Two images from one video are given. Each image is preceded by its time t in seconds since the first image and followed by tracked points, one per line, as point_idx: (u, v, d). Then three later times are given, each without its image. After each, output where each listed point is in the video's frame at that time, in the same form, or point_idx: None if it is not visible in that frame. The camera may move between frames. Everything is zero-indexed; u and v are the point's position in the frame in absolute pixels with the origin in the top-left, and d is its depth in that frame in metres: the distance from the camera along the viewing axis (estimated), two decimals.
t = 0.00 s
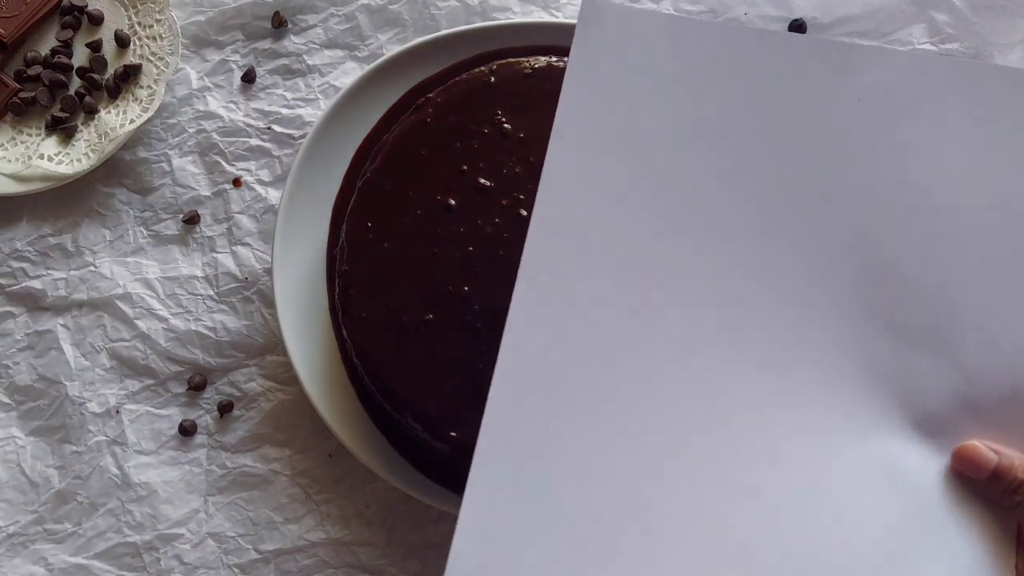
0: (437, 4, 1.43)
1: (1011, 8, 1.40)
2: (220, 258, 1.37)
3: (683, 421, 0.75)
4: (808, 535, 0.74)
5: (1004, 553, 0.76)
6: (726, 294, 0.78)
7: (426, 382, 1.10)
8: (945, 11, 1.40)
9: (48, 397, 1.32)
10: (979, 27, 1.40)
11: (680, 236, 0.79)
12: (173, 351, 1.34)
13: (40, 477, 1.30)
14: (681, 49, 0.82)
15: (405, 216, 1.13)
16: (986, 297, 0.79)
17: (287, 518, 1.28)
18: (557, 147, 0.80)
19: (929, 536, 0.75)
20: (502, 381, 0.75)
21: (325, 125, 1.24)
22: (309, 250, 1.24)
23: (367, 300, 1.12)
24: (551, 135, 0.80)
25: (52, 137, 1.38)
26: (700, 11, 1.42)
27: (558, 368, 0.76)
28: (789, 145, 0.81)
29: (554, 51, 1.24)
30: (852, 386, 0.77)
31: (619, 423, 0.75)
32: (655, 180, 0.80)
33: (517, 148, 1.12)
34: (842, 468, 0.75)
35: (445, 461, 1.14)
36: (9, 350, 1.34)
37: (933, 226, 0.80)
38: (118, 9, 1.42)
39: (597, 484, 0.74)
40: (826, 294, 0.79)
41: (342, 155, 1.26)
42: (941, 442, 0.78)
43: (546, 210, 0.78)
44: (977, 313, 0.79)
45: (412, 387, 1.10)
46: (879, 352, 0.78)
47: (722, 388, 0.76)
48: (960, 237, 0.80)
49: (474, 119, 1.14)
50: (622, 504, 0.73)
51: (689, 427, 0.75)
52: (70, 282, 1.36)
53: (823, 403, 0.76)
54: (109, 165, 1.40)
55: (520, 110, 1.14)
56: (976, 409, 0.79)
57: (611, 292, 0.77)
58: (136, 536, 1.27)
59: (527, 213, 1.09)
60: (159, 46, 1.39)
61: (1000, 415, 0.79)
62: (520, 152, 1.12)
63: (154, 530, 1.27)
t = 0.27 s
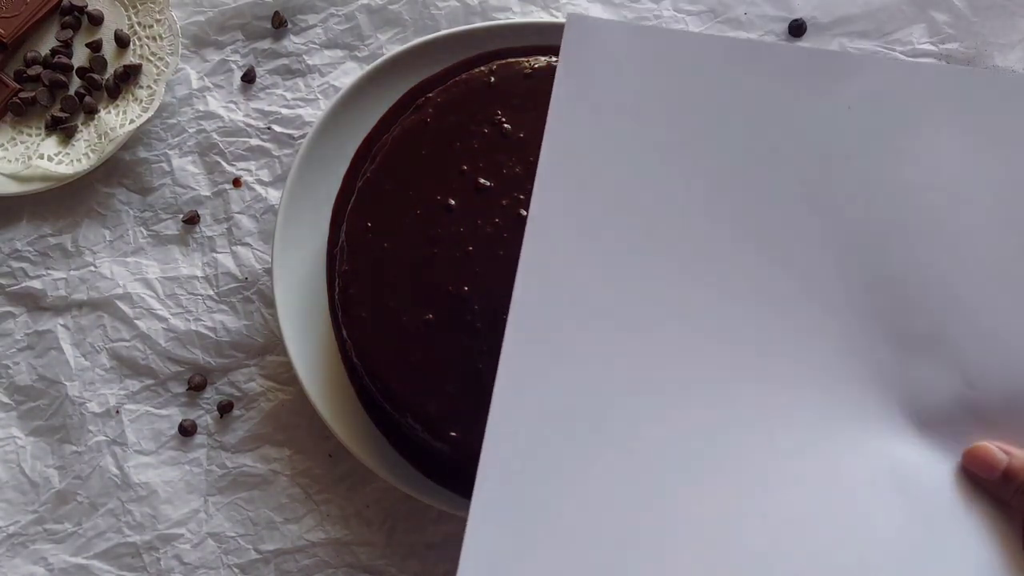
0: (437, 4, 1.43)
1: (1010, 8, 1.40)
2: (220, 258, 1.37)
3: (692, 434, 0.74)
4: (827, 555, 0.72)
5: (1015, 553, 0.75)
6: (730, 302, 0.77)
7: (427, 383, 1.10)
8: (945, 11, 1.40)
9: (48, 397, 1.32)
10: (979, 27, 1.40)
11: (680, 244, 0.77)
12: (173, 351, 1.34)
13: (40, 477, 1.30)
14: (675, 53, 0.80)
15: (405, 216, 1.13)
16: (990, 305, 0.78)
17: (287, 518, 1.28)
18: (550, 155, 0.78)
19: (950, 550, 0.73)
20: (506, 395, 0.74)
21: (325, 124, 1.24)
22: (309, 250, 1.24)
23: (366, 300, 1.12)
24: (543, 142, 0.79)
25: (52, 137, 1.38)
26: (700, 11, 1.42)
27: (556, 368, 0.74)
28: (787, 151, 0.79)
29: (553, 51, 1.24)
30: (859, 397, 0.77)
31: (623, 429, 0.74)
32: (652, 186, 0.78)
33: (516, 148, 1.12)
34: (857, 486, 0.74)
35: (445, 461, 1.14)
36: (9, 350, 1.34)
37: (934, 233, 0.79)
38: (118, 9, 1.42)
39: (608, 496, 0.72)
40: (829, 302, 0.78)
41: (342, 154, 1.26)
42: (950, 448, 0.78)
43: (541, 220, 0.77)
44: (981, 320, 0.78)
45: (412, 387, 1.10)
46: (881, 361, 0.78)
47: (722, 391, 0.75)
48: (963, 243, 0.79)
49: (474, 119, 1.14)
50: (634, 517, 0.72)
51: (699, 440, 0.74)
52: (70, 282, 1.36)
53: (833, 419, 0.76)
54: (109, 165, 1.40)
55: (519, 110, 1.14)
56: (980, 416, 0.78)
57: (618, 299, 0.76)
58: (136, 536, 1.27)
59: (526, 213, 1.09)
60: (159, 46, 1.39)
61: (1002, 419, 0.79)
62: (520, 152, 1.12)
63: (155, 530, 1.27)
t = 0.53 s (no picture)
0: (437, 4, 1.43)
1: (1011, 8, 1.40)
2: (220, 258, 1.37)
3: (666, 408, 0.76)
4: (792, 538, 0.74)
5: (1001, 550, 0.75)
6: (703, 271, 0.78)
7: (427, 382, 1.10)
8: (945, 11, 1.40)
9: (49, 397, 1.32)
10: (979, 27, 1.40)
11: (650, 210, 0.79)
12: (173, 351, 1.33)
13: (40, 477, 1.30)
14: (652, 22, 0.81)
15: (406, 215, 1.13)
16: (969, 274, 0.77)
17: (287, 518, 1.28)
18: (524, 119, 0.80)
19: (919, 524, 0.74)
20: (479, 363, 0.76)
21: (326, 124, 1.24)
22: (309, 250, 1.24)
23: (366, 300, 1.12)
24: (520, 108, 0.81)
25: (52, 137, 1.38)
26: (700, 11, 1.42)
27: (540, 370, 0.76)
28: (761, 117, 0.80)
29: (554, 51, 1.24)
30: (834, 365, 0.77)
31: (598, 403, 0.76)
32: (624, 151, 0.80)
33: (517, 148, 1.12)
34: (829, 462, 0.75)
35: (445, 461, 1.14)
36: (9, 350, 1.34)
37: (912, 201, 0.79)
38: (118, 9, 1.42)
39: (578, 464, 0.75)
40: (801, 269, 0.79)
41: (342, 154, 1.26)
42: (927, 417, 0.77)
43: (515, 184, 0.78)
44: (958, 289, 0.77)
45: (412, 387, 1.10)
46: (864, 343, 0.77)
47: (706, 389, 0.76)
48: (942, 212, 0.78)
49: (475, 119, 1.14)
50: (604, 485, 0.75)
51: (674, 416, 0.76)
52: (71, 282, 1.36)
53: (808, 392, 0.77)
54: (109, 166, 1.40)
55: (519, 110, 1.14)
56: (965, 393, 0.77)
57: (596, 278, 0.78)
58: (136, 536, 1.27)
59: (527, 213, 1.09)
60: (159, 46, 1.39)
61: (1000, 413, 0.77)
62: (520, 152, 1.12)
63: (155, 530, 1.27)
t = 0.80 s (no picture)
0: (437, 4, 1.43)
1: (1011, 9, 1.40)
2: (220, 258, 1.37)
3: (631, 394, 0.80)
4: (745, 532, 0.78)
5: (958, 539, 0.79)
6: (691, 273, 0.82)
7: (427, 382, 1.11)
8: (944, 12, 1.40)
9: (49, 397, 1.32)
10: (979, 28, 1.40)
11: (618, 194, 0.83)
12: (173, 351, 1.34)
13: (40, 477, 1.30)
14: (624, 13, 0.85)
15: (406, 216, 1.13)
16: (935, 273, 0.81)
17: (287, 518, 1.28)
18: (497, 102, 0.84)
19: (872, 507, 0.79)
20: (449, 345, 0.80)
21: (325, 124, 1.24)
22: (309, 250, 1.24)
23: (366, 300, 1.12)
24: (492, 90, 0.85)
25: (52, 137, 1.38)
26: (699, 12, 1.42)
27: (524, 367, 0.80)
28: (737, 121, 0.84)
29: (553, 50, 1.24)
30: (790, 350, 0.82)
31: (574, 390, 0.80)
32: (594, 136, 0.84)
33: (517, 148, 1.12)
34: (785, 451, 0.80)
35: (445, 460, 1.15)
36: (9, 350, 1.34)
37: (867, 185, 0.83)
38: (118, 9, 1.42)
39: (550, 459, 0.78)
40: (760, 254, 0.83)
41: (342, 154, 1.26)
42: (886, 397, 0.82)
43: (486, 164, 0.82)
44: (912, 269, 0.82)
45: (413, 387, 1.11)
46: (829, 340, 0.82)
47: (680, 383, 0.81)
48: (896, 196, 0.82)
49: (476, 120, 1.14)
50: (574, 468, 0.78)
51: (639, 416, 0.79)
52: (70, 282, 1.36)
53: (767, 382, 0.81)
54: (109, 165, 1.40)
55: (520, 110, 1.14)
56: (916, 368, 0.82)
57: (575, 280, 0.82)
58: (136, 536, 1.27)
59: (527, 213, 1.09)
60: (159, 46, 1.39)
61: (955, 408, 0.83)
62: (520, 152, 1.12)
63: (154, 530, 1.27)
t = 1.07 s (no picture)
0: (437, 4, 1.43)
1: (1010, 9, 1.40)
2: (220, 258, 1.37)
3: (616, 390, 0.82)
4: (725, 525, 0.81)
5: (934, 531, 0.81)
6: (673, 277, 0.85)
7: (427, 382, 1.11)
8: (944, 12, 1.40)
9: (49, 398, 1.32)
10: (978, 28, 1.40)
11: (604, 190, 0.85)
12: (173, 351, 1.34)
13: (40, 477, 1.30)
14: (608, 10, 0.87)
15: (406, 216, 1.13)
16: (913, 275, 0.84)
17: (287, 518, 1.28)
18: (483, 97, 0.85)
19: (844, 500, 0.82)
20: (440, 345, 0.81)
21: (325, 124, 1.24)
22: (309, 251, 1.24)
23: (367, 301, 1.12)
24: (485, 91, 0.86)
25: (52, 137, 1.38)
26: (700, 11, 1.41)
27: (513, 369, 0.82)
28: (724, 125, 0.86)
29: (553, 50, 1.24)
30: (767, 345, 0.85)
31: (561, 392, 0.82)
32: (579, 132, 0.86)
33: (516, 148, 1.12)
34: (761, 447, 0.83)
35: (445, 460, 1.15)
36: (9, 350, 1.34)
37: (847, 185, 0.85)
38: (118, 9, 1.42)
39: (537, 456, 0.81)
40: (741, 251, 0.86)
41: (342, 154, 1.26)
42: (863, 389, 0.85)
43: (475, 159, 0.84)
44: (888, 261, 0.84)
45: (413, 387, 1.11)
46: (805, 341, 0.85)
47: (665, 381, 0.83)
48: (877, 200, 0.85)
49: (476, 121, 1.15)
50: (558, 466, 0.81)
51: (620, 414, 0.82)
52: (70, 282, 1.36)
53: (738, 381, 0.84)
54: (109, 165, 1.40)
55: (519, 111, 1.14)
56: (892, 358, 0.85)
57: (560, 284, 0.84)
58: (136, 536, 1.27)
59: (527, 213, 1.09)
60: (159, 47, 1.39)
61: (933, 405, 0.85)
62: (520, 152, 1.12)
63: (154, 530, 1.27)
